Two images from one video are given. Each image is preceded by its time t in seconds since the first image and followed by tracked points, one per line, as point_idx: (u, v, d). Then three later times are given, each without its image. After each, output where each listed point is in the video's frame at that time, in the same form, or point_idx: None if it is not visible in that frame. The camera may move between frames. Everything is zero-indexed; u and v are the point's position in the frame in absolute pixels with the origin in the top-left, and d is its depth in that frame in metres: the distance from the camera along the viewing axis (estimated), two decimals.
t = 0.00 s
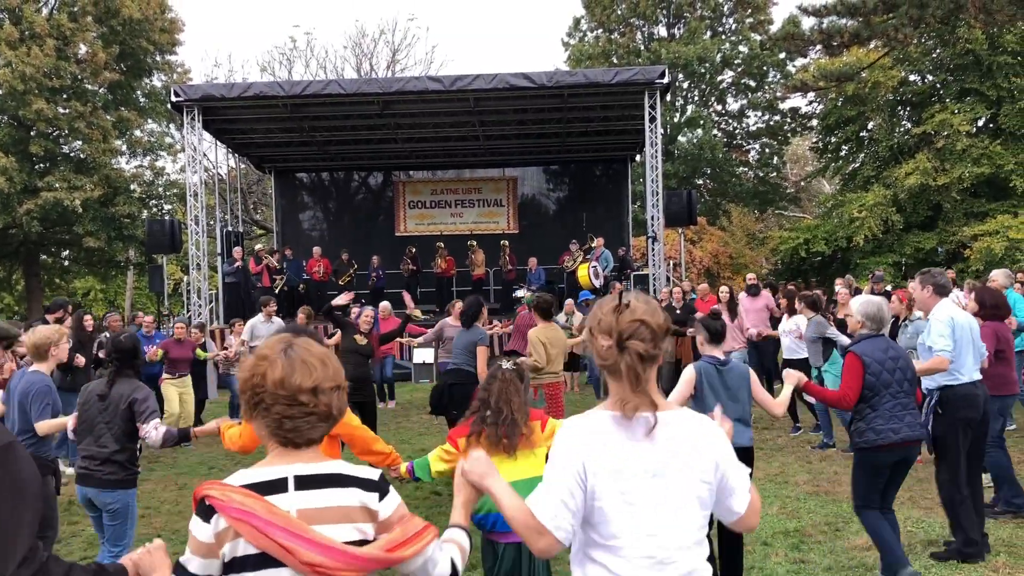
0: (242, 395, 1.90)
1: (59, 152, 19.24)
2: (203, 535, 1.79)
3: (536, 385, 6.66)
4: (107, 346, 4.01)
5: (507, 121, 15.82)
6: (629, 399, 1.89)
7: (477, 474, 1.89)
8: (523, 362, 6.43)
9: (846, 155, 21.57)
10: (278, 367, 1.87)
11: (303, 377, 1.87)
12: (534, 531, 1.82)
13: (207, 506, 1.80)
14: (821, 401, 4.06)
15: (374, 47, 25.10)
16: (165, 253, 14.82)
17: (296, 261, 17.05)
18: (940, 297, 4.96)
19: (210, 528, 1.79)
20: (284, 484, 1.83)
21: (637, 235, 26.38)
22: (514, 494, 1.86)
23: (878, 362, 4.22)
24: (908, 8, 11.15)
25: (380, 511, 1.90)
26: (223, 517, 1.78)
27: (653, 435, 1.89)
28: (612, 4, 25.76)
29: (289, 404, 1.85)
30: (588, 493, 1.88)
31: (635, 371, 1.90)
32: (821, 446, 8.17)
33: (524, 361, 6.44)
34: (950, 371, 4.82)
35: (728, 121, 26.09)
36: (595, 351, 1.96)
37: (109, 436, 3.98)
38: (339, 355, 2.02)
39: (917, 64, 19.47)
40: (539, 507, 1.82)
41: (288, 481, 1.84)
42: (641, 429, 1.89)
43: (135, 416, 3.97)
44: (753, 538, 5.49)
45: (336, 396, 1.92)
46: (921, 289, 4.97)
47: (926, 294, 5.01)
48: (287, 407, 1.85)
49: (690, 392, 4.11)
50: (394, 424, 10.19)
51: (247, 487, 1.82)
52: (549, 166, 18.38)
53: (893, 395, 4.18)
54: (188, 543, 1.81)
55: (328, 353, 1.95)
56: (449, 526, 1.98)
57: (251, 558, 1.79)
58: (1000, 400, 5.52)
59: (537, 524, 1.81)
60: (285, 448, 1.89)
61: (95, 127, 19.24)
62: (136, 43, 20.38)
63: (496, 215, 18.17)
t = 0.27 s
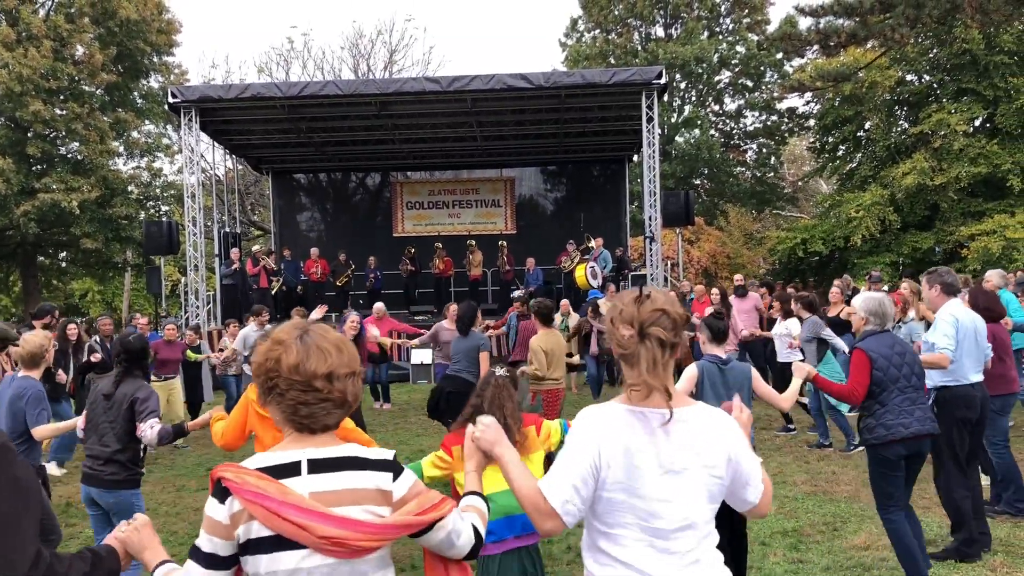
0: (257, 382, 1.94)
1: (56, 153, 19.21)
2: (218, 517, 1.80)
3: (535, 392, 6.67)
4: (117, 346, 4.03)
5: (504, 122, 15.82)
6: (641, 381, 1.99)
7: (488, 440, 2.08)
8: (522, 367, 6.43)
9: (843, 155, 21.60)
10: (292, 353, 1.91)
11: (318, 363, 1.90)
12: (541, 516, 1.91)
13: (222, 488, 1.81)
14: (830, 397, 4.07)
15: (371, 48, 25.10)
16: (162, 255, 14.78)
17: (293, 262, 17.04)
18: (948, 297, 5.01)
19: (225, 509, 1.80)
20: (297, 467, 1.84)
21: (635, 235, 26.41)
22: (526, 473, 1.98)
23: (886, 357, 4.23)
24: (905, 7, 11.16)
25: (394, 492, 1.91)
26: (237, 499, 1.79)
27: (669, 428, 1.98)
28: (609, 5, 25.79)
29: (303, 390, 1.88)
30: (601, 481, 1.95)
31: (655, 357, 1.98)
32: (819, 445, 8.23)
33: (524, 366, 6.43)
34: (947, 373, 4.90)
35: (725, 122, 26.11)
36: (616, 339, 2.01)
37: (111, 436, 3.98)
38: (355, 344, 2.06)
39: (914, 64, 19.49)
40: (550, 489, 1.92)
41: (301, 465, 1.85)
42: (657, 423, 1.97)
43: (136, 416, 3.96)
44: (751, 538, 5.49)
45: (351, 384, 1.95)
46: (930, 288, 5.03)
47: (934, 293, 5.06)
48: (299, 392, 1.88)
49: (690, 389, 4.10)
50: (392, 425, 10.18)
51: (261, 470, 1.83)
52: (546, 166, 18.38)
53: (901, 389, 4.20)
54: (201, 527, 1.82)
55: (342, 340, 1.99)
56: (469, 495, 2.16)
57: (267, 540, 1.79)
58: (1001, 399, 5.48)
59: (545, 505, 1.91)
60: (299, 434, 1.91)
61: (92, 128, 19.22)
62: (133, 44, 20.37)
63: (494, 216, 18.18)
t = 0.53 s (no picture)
0: (301, 396, 1.98)
1: (54, 155, 19.19)
2: (261, 524, 1.80)
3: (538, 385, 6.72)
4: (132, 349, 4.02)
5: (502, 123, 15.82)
6: (676, 396, 2.01)
7: (515, 477, 2.10)
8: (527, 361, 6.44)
9: (841, 156, 21.63)
10: (336, 369, 1.94)
11: (359, 378, 1.94)
12: (578, 524, 1.97)
13: (265, 497, 1.82)
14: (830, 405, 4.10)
15: (368, 49, 25.11)
16: (160, 256, 14.75)
17: (291, 264, 17.01)
18: (947, 298, 5.05)
19: (267, 517, 1.80)
20: (336, 479, 1.85)
21: (633, 236, 26.42)
22: (557, 496, 2.02)
23: (887, 367, 4.25)
24: (902, 9, 11.17)
25: (428, 513, 1.91)
26: (278, 509, 1.79)
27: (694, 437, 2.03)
28: (606, 6, 25.80)
29: (342, 404, 1.92)
30: (632, 490, 2.01)
31: (688, 370, 2.01)
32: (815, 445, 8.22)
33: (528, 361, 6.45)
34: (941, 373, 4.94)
35: (723, 122, 26.14)
36: (647, 352, 2.05)
37: (121, 440, 4.00)
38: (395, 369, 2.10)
39: (912, 65, 19.55)
40: (585, 502, 1.98)
41: (341, 477, 1.85)
42: (685, 430, 2.02)
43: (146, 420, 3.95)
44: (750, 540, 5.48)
45: (388, 404, 1.97)
46: (929, 290, 5.09)
47: (934, 295, 5.10)
48: (340, 407, 1.91)
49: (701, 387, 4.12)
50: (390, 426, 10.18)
51: (302, 481, 1.84)
52: (544, 167, 18.38)
53: (899, 399, 4.19)
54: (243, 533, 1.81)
55: (382, 360, 2.02)
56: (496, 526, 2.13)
57: (303, 550, 1.78)
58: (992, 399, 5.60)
59: (582, 516, 1.97)
60: (339, 448, 1.92)
61: (89, 130, 19.20)
62: (130, 46, 20.35)
63: (492, 217, 18.20)
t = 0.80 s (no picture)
0: (332, 384, 2.09)
1: (51, 157, 19.16)
2: (304, 502, 1.91)
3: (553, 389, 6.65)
4: (161, 346, 4.07)
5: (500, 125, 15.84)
6: (687, 381, 2.17)
7: (534, 433, 2.29)
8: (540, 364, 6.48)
9: (839, 157, 21.64)
10: (365, 357, 2.06)
11: (387, 365, 2.05)
12: (580, 500, 2.14)
13: (306, 477, 1.93)
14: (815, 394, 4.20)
15: (366, 51, 25.11)
16: (158, 258, 14.73)
17: (289, 266, 17.01)
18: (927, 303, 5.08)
19: (309, 495, 1.91)
20: (376, 462, 1.98)
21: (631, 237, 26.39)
22: (568, 465, 2.20)
23: (871, 359, 4.36)
24: (899, 10, 11.19)
25: (459, 488, 2.07)
26: (321, 490, 1.91)
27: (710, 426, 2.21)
28: (604, 8, 25.81)
29: (375, 390, 2.03)
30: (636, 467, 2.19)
31: (699, 360, 2.17)
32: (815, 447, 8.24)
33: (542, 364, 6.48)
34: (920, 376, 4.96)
35: (721, 124, 26.14)
36: (657, 343, 2.21)
37: (152, 437, 4.00)
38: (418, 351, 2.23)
39: (909, 66, 19.56)
40: (588, 480, 2.14)
41: (379, 461, 1.98)
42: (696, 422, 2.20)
43: (177, 416, 3.97)
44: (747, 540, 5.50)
45: (418, 389, 2.11)
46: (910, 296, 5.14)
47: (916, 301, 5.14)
48: (371, 393, 2.03)
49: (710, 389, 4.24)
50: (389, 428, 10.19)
51: (343, 464, 1.96)
52: (542, 169, 18.39)
53: (882, 390, 4.31)
54: (285, 510, 1.92)
55: (409, 348, 2.14)
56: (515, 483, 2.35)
57: (347, 529, 1.92)
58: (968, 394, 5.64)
59: (585, 492, 2.14)
60: (372, 432, 2.04)
61: (87, 132, 19.16)
62: (128, 48, 20.35)
63: (490, 218, 18.21)
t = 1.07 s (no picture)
0: (362, 373, 2.21)
1: (49, 158, 19.15)
2: (342, 483, 2.01)
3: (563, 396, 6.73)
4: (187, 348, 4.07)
5: (498, 126, 15.85)
6: (686, 387, 2.23)
7: (545, 455, 2.38)
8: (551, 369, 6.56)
9: (836, 158, 21.66)
10: (390, 347, 2.17)
11: (410, 355, 2.15)
12: (605, 499, 2.20)
13: (343, 461, 2.04)
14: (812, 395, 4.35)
15: (364, 52, 25.12)
16: (156, 259, 14.72)
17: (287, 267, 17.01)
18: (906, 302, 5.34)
19: (346, 478, 2.02)
20: (408, 447, 2.08)
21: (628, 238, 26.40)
22: (587, 474, 2.27)
23: (863, 357, 4.55)
24: (896, 12, 11.20)
25: (487, 474, 2.17)
26: (358, 472, 2.01)
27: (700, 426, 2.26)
28: (602, 9, 25.81)
29: (399, 380, 2.13)
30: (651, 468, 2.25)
31: (699, 365, 2.26)
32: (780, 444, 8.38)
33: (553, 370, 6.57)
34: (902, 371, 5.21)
35: (718, 125, 26.15)
36: (662, 350, 2.32)
37: (186, 439, 3.99)
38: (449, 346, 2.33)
39: (906, 68, 19.59)
40: (611, 480, 2.22)
41: (411, 445, 2.09)
42: (688, 418, 2.25)
43: (209, 418, 3.97)
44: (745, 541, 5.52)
45: (447, 380, 2.20)
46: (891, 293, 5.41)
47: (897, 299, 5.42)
48: (400, 383, 2.13)
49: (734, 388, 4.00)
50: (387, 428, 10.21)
51: (377, 448, 2.07)
52: (540, 170, 18.39)
53: (876, 386, 4.51)
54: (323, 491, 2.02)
55: (441, 340, 2.25)
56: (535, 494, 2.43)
57: (382, 509, 2.02)
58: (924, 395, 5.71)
59: (610, 492, 2.21)
60: (402, 419, 2.15)
61: (85, 133, 19.15)
62: (126, 49, 20.36)
63: (488, 219, 18.22)
